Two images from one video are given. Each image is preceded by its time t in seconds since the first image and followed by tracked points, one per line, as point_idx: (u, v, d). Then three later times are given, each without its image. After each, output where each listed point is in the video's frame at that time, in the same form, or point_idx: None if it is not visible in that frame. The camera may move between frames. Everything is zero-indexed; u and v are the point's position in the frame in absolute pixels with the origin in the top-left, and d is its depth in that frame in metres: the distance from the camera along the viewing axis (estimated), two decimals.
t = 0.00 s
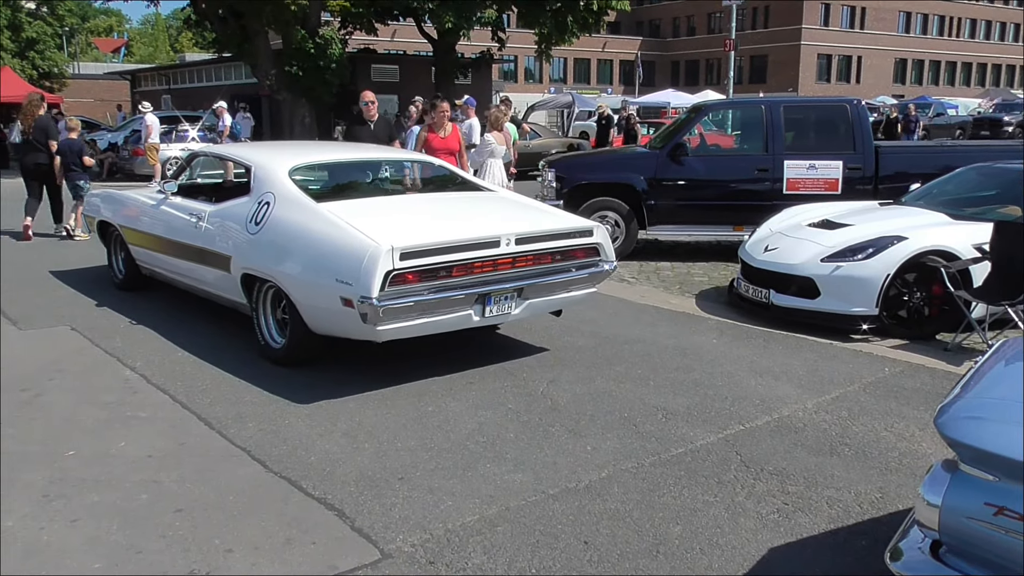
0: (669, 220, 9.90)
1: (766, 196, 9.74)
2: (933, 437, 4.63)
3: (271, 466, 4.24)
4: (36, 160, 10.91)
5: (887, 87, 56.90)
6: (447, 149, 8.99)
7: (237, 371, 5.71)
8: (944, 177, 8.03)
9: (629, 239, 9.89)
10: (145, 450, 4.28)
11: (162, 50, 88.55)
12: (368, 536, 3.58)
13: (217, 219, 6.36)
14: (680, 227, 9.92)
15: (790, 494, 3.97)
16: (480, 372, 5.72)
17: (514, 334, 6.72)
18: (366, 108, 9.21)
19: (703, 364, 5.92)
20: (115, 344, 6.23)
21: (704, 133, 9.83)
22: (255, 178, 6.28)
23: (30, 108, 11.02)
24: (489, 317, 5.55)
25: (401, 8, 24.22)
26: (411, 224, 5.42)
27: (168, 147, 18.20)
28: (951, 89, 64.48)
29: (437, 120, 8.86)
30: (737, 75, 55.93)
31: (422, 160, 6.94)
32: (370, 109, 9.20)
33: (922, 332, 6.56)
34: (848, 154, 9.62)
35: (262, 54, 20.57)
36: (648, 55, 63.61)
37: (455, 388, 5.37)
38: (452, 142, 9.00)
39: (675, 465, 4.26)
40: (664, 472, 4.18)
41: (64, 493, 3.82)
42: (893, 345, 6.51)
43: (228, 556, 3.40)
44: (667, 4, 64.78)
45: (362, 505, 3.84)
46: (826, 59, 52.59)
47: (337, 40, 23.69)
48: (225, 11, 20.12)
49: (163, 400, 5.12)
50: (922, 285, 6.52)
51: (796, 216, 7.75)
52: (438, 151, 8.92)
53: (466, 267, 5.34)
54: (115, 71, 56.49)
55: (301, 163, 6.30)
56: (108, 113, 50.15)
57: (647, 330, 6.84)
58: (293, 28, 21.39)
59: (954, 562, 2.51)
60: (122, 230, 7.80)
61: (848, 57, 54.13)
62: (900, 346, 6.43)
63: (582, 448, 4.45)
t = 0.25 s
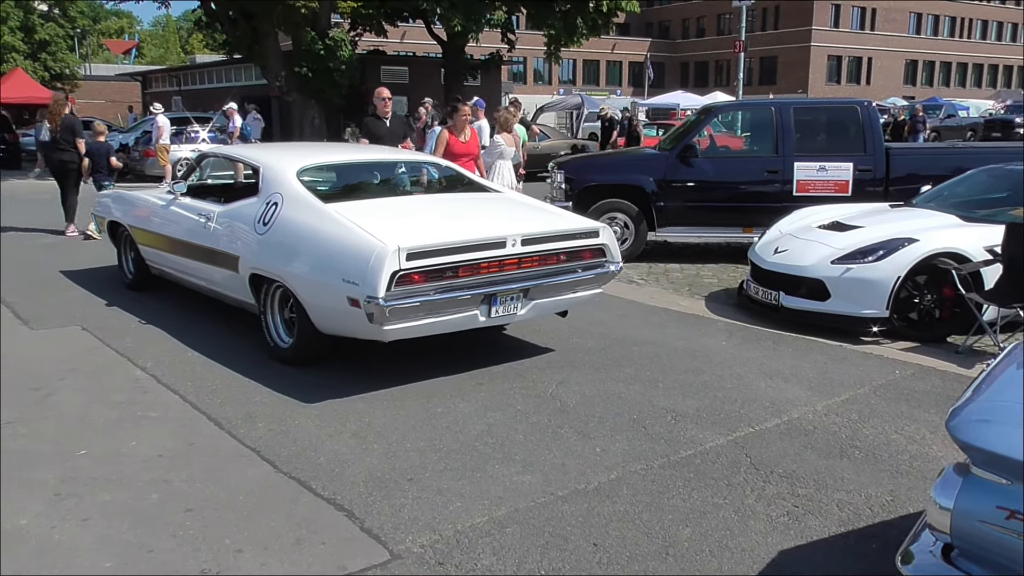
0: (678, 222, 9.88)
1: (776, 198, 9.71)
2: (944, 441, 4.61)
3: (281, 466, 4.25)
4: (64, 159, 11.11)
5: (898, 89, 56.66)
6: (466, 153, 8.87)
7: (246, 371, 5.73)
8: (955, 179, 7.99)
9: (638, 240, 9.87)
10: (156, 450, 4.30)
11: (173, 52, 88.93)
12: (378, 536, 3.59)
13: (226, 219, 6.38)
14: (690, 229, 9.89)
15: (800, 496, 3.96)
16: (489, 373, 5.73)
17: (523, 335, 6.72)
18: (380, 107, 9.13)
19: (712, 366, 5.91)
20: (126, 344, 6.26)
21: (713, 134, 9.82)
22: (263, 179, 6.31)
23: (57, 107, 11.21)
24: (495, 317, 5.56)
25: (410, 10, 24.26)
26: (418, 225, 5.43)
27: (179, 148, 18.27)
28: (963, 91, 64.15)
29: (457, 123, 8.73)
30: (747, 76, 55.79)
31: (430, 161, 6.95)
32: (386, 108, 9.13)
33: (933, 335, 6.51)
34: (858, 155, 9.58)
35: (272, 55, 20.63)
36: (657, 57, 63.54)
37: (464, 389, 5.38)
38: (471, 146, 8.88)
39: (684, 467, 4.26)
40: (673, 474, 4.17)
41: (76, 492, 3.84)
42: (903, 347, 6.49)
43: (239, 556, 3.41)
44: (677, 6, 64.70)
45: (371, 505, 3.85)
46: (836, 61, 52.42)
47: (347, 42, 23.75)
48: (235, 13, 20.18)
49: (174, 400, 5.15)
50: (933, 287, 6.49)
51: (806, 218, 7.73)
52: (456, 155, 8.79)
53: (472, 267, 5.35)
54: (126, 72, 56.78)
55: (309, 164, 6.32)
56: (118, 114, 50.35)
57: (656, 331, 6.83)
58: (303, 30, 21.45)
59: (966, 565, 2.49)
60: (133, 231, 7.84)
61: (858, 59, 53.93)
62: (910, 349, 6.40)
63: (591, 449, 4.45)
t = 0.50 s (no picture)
0: (687, 225, 9.87)
1: (785, 202, 9.69)
2: (954, 446, 4.59)
3: (290, 469, 4.27)
4: (87, 163, 11.43)
5: (908, 92, 56.44)
6: (494, 159, 8.64)
7: (256, 373, 5.75)
8: (966, 182, 7.95)
9: (647, 245, 9.93)
10: (167, 452, 4.33)
11: (184, 55, 89.34)
12: (387, 540, 3.59)
13: (234, 222, 6.41)
14: (699, 232, 9.88)
15: (809, 502, 3.94)
16: (498, 376, 5.73)
17: (531, 338, 6.72)
18: (400, 111, 9.06)
19: (721, 370, 5.90)
20: (136, 346, 6.29)
21: (722, 138, 9.81)
22: (271, 181, 6.33)
23: (81, 110, 11.46)
24: (499, 320, 5.56)
25: (419, 13, 24.31)
26: (423, 228, 5.43)
27: (189, 151, 18.35)
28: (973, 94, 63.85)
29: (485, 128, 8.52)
30: (756, 80, 55.67)
31: (436, 164, 6.97)
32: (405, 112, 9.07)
33: (942, 339, 6.49)
34: (868, 159, 9.55)
35: (282, 58, 20.71)
36: (666, 60, 63.48)
37: (473, 393, 5.38)
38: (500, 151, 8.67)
39: (693, 471, 4.25)
40: (682, 479, 4.17)
41: (88, 494, 3.86)
42: (913, 351, 6.47)
43: (248, 558, 3.43)
44: (685, 9, 64.65)
45: (380, 509, 3.85)
46: (846, 64, 52.24)
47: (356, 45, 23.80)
48: (244, 16, 20.25)
49: (184, 402, 5.17)
50: (944, 291, 6.46)
51: (815, 222, 7.71)
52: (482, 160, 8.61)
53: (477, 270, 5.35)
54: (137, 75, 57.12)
55: (317, 167, 6.33)
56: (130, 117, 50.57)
57: (665, 335, 6.82)
58: (313, 33, 21.52)
59: (977, 572, 2.48)
60: (143, 233, 7.88)
61: (868, 62, 53.75)
62: (920, 353, 6.39)
63: (599, 453, 4.45)
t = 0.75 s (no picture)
0: (694, 230, 9.87)
1: (793, 206, 9.68)
2: (964, 451, 4.57)
3: (298, 473, 4.28)
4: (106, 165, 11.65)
5: (916, 96, 56.30)
6: (518, 161, 8.77)
7: (264, 377, 5.77)
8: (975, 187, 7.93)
9: (654, 248, 9.93)
10: (176, 456, 4.35)
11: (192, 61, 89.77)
12: (394, 544, 3.60)
13: (240, 226, 6.44)
14: (706, 237, 9.87)
15: (818, 506, 3.93)
16: (506, 381, 5.73)
17: (539, 343, 6.72)
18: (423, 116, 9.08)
19: (729, 375, 5.89)
20: (145, 350, 6.32)
21: (730, 142, 9.81)
22: (276, 186, 6.37)
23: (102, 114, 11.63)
24: (502, 323, 5.56)
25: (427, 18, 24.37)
26: (426, 231, 5.46)
27: (198, 156, 18.43)
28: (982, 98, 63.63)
29: (510, 130, 8.69)
30: (764, 84, 55.61)
31: (441, 168, 6.99)
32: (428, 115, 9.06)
33: (951, 345, 6.46)
34: (876, 163, 9.53)
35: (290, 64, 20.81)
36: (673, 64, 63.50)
37: (481, 397, 5.39)
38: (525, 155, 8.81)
39: (701, 475, 4.25)
40: (690, 483, 4.16)
41: (97, 497, 3.89)
42: (922, 356, 6.45)
43: (257, 562, 3.44)
44: (693, 13, 64.67)
45: (388, 512, 3.86)
46: (854, 68, 52.15)
47: (364, 50, 23.89)
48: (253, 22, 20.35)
49: (193, 406, 5.19)
50: (952, 296, 6.44)
51: (823, 226, 7.69)
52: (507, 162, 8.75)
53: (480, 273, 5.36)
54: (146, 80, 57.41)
55: (322, 171, 6.37)
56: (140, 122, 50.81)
57: (672, 340, 6.82)
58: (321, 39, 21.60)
59: None
60: (151, 238, 7.91)
61: (876, 66, 53.66)
62: (929, 358, 6.37)
63: (607, 458, 4.45)
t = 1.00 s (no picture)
0: (699, 231, 9.86)
1: (798, 208, 9.66)
2: (969, 453, 4.56)
3: (304, 474, 4.28)
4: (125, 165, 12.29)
5: (921, 98, 56.19)
6: (541, 166, 8.71)
7: (270, 378, 5.79)
8: (981, 188, 7.91)
9: (659, 250, 9.92)
10: (182, 458, 4.37)
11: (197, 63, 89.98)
12: (400, 545, 3.60)
13: (242, 226, 6.46)
14: (711, 238, 9.86)
15: (823, 508, 3.93)
16: (511, 382, 5.73)
17: (544, 344, 6.72)
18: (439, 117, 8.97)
19: (734, 376, 5.89)
20: (151, 352, 6.34)
21: (735, 144, 9.81)
22: (278, 186, 6.39)
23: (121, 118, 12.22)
24: (501, 322, 5.56)
25: (431, 20, 24.39)
26: (426, 232, 5.47)
27: (203, 159, 18.47)
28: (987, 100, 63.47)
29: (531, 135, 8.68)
30: (769, 86, 55.54)
31: (441, 169, 7.00)
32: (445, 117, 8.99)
33: (957, 347, 6.44)
34: (881, 165, 9.51)
35: (295, 66, 20.86)
36: (677, 66, 63.47)
37: (485, 399, 5.39)
38: (548, 160, 8.79)
39: (706, 476, 4.25)
40: (694, 484, 4.16)
41: (104, 498, 3.90)
42: (928, 358, 6.44)
43: (263, 562, 3.45)
44: (697, 15, 64.66)
45: (393, 513, 3.86)
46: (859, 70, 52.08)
47: (368, 53, 23.95)
48: (259, 24, 20.38)
49: (198, 407, 5.21)
50: (958, 298, 6.43)
51: (828, 228, 7.68)
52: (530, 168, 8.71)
53: (479, 273, 5.37)
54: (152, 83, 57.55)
55: (324, 173, 6.38)
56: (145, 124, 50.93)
57: (677, 341, 6.81)
58: (326, 41, 21.63)
59: None
60: (156, 239, 7.93)
61: (881, 68, 53.60)
62: (935, 360, 6.36)
63: (612, 459, 4.45)
